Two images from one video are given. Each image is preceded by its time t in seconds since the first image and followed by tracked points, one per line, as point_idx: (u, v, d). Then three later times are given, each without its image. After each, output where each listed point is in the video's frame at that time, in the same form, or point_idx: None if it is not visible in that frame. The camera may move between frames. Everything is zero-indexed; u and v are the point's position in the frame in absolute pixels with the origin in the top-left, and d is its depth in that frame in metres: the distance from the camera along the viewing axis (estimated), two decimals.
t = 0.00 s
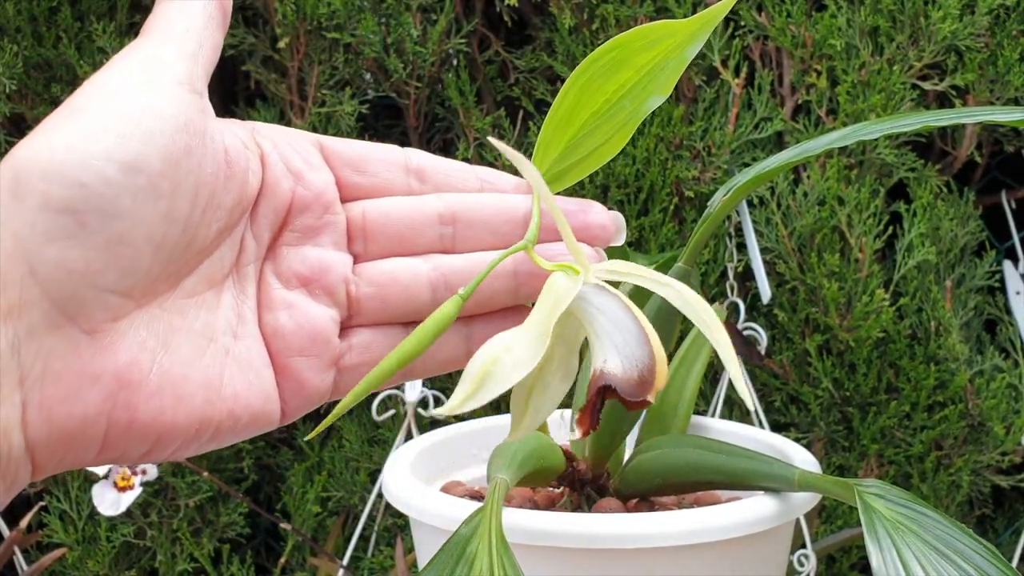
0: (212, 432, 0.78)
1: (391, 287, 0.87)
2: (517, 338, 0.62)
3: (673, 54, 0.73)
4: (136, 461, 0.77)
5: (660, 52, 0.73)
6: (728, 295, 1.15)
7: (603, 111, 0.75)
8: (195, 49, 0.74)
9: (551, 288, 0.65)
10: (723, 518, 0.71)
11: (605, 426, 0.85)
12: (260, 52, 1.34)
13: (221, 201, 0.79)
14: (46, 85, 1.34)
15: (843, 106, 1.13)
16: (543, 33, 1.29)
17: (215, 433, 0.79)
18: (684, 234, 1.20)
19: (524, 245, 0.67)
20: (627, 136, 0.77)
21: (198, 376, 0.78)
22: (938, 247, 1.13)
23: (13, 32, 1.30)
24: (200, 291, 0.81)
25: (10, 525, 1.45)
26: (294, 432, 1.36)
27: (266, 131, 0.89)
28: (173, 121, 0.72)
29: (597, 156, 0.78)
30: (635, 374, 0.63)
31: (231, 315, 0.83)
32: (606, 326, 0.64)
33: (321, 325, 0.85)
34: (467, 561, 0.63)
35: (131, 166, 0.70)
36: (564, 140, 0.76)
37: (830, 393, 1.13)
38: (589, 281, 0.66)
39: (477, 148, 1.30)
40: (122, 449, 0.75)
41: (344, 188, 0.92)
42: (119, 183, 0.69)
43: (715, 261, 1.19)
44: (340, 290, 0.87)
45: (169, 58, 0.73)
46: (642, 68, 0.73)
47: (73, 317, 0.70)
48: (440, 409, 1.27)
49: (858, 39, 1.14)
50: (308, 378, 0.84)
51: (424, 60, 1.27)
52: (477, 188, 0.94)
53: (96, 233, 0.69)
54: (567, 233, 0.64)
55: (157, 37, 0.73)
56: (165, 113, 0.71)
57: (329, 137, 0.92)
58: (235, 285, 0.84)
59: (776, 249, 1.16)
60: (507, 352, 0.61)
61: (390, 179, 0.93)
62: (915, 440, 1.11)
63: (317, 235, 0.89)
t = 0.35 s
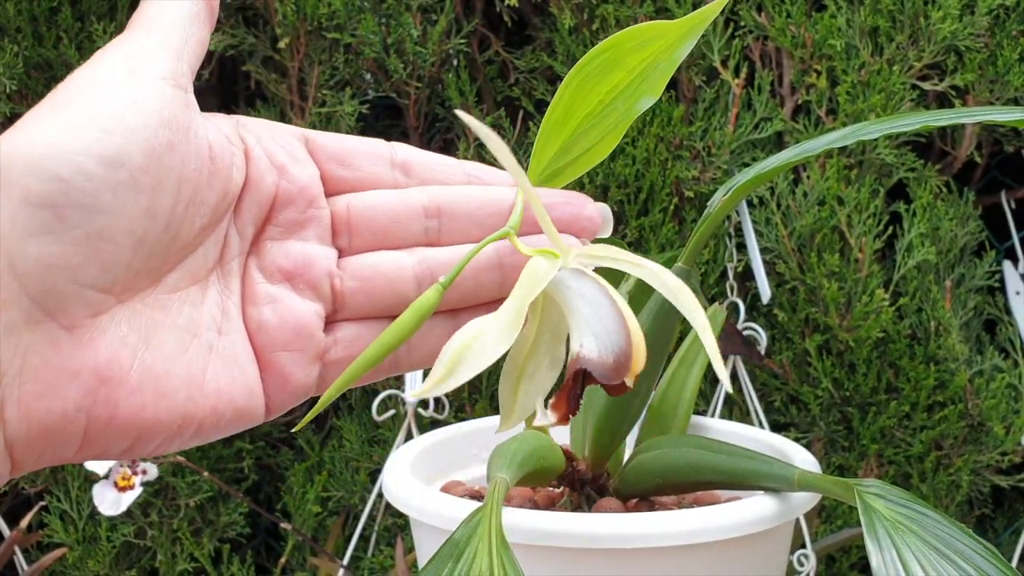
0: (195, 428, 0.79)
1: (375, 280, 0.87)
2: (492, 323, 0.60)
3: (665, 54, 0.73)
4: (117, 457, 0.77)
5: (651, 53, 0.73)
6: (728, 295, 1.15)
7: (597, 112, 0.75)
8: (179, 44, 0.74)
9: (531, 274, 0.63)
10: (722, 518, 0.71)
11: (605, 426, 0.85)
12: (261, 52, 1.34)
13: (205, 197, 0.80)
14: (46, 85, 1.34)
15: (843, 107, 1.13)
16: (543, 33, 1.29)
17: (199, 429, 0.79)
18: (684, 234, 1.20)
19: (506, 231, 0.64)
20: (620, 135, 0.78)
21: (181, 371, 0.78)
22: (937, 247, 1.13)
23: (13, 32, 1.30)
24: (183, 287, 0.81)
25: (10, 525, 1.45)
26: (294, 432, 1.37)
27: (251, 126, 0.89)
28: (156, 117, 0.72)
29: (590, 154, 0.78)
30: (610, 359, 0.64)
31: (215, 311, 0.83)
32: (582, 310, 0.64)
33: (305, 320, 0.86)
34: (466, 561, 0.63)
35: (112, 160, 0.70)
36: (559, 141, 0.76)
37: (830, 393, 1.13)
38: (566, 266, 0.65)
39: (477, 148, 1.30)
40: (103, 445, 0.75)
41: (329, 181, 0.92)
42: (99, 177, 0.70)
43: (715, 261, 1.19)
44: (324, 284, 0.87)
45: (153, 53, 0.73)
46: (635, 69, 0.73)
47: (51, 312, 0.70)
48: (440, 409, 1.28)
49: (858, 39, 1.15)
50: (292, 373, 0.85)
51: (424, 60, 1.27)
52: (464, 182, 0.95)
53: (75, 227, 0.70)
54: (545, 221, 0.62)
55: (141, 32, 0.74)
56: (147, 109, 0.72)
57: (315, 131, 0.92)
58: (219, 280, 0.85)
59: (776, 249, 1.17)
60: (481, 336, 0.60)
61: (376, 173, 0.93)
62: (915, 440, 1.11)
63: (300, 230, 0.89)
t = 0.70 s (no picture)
0: (191, 429, 0.79)
1: (372, 283, 0.87)
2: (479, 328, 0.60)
3: (669, 61, 0.73)
4: (112, 458, 0.78)
5: (657, 58, 0.73)
6: (728, 296, 1.15)
7: (599, 117, 0.75)
8: (174, 46, 0.76)
9: (521, 277, 0.63)
10: (721, 517, 0.71)
11: (605, 427, 0.85)
12: (261, 52, 1.34)
13: (200, 198, 0.80)
14: (46, 85, 1.34)
15: (843, 107, 1.13)
16: (543, 33, 1.29)
17: (195, 429, 0.79)
18: (684, 234, 1.21)
19: (502, 233, 0.64)
20: (623, 141, 0.77)
21: (176, 372, 0.78)
22: (938, 247, 1.13)
23: (13, 32, 1.30)
24: (179, 287, 0.81)
25: (10, 524, 1.45)
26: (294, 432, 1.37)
27: (248, 126, 0.89)
28: (150, 118, 0.73)
29: (592, 160, 0.78)
30: (593, 372, 0.63)
31: (211, 311, 0.83)
32: (569, 320, 0.64)
33: (300, 322, 0.85)
34: (466, 561, 0.63)
35: (106, 162, 0.71)
36: (562, 144, 0.76)
37: (830, 393, 1.14)
38: (559, 275, 0.65)
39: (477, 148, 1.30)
40: (99, 446, 0.75)
41: (327, 181, 0.92)
42: (93, 179, 0.70)
43: (714, 261, 1.19)
44: (321, 285, 0.86)
45: (148, 55, 0.75)
46: (639, 74, 0.73)
47: (45, 314, 0.71)
48: (440, 409, 1.28)
49: (858, 39, 1.14)
50: (288, 375, 0.84)
51: (424, 60, 1.27)
52: (463, 182, 0.95)
53: (68, 230, 0.70)
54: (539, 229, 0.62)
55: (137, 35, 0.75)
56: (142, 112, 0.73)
57: (312, 132, 0.92)
58: (216, 281, 0.85)
59: (776, 249, 1.17)
60: (469, 339, 0.59)
61: (375, 174, 0.93)
62: (915, 439, 1.11)
63: (297, 230, 0.89)
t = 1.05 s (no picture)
0: (179, 444, 0.79)
1: (367, 294, 0.88)
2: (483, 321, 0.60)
3: (668, 68, 0.74)
4: (99, 474, 0.77)
5: (655, 65, 0.73)
6: (728, 296, 1.16)
7: (598, 123, 0.75)
8: (163, 54, 0.75)
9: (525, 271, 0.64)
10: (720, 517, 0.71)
11: (605, 427, 0.85)
12: (261, 52, 1.34)
13: (189, 210, 0.80)
14: (46, 85, 1.34)
15: (843, 107, 1.13)
16: (543, 33, 1.29)
17: (184, 445, 0.79)
18: (684, 234, 1.21)
19: (506, 231, 0.64)
20: (621, 148, 0.78)
21: (163, 388, 0.78)
22: (938, 247, 1.13)
23: (13, 32, 1.30)
24: (169, 299, 0.81)
25: (10, 524, 1.45)
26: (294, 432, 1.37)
27: (241, 134, 0.89)
28: (137, 128, 0.73)
29: (590, 166, 0.78)
30: (608, 355, 0.63)
31: (202, 324, 0.83)
32: (580, 309, 0.64)
33: (294, 335, 0.86)
34: (466, 561, 0.63)
35: (91, 174, 0.70)
36: (561, 148, 0.75)
37: (830, 393, 1.14)
38: (564, 268, 0.65)
39: (477, 148, 1.30)
40: (85, 462, 0.75)
41: (321, 188, 0.93)
42: (78, 192, 0.70)
43: (714, 261, 1.19)
44: (316, 297, 0.88)
45: (136, 63, 0.74)
46: (638, 80, 0.74)
47: (29, 330, 0.70)
48: (440, 409, 1.28)
49: (858, 39, 1.14)
50: (279, 389, 0.85)
51: (424, 60, 1.27)
52: (461, 186, 0.95)
53: (51, 244, 0.69)
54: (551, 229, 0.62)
55: (126, 41, 0.75)
56: (128, 121, 0.73)
57: (307, 138, 0.93)
58: (208, 292, 0.85)
59: (776, 249, 1.17)
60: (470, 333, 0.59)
61: (370, 181, 0.94)
62: (915, 439, 1.11)
63: (291, 241, 0.90)
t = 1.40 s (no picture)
0: (177, 466, 0.79)
1: (369, 310, 0.89)
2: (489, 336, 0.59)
3: (666, 66, 0.73)
4: (97, 496, 0.77)
5: (654, 64, 0.73)
6: (727, 296, 1.16)
7: (596, 122, 0.75)
8: (157, 71, 0.74)
9: (525, 280, 0.63)
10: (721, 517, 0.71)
11: (604, 428, 0.85)
12: (261, 52, 1.34)
13: (184, 230, 0.80)
14: (46, 85, 1.34)
15: (843, 107, 1.13)
16: (543, 33, 1.29)
17: (182, 466, 0.79)
18: (684, 234, 1.21)
19: (500, 240, 0.65)
20: (619, 149, 0.77)
21: (160, 410, 0.78)
22: (938, 247, 1.13)
23: (13, 32, 1.30)
24: (165, 319, 0.81)
25: (10, 524, 1.45)
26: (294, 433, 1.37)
27: (237, 151, 0.89)
28: (127, 150, 0.73)
29: (589, 167, 0.78)
30: (609, 367, 0.64)
31: (198, 344, 0.83)
32: (580, 319, 0.64)
33: (293, 355, 0.86)
34: (467, 561, 0.63)
35: (82, 198, 0.71)
36: (558, 148, 0.76)
37: (830, 393, 1.14)
38: (562, 275, 0.65)
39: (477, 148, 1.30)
40: (83, 486, 0.75)
41: (318, 204, 0.92)
42: (69, 216, 0.70)
43: (714, 261, 1.19)
44: (316, 317, 0.88)
45: (129, 81, 0.73)
46: (636, 80, 0.74)
47: (23, 355, 0.71)
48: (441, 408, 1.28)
49: (858, 39, 1.14)
50: (279, 409, 0.85)
51: (424, 60, 1.27)
52: (458, 194, 0.95)
53: (43, 268, 0.70)
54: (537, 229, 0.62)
55: (119, 58, 0.73)
56: (118, 144, 0.72)
57: (302, 152, 0.92)
58: (204, 312, 0.85)
59: (776, 249, 1.17)
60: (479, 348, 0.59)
61: (367, 194, 0.93)
62: (915, 439, 1.11)
63: (289, 258, 0.89)
